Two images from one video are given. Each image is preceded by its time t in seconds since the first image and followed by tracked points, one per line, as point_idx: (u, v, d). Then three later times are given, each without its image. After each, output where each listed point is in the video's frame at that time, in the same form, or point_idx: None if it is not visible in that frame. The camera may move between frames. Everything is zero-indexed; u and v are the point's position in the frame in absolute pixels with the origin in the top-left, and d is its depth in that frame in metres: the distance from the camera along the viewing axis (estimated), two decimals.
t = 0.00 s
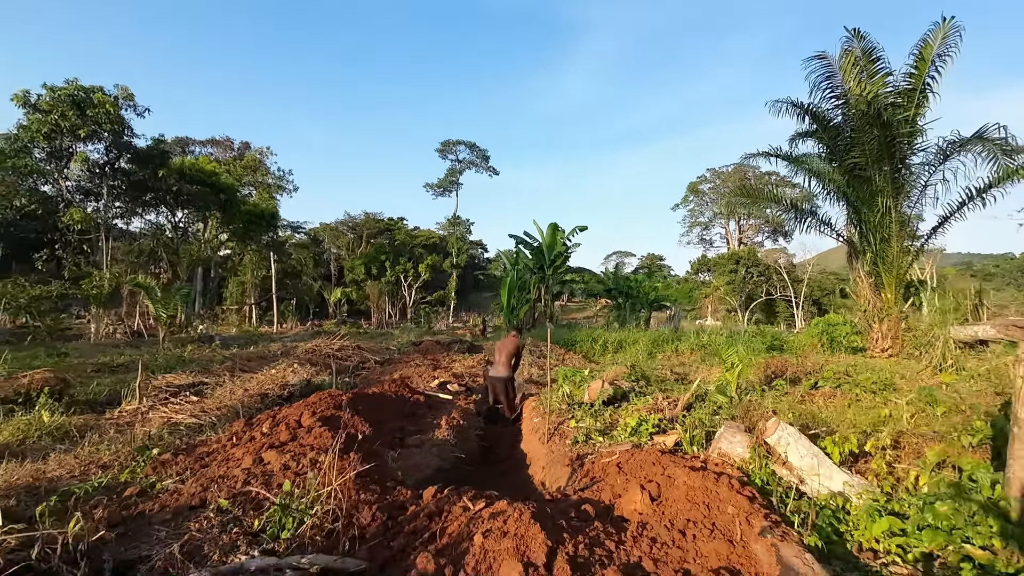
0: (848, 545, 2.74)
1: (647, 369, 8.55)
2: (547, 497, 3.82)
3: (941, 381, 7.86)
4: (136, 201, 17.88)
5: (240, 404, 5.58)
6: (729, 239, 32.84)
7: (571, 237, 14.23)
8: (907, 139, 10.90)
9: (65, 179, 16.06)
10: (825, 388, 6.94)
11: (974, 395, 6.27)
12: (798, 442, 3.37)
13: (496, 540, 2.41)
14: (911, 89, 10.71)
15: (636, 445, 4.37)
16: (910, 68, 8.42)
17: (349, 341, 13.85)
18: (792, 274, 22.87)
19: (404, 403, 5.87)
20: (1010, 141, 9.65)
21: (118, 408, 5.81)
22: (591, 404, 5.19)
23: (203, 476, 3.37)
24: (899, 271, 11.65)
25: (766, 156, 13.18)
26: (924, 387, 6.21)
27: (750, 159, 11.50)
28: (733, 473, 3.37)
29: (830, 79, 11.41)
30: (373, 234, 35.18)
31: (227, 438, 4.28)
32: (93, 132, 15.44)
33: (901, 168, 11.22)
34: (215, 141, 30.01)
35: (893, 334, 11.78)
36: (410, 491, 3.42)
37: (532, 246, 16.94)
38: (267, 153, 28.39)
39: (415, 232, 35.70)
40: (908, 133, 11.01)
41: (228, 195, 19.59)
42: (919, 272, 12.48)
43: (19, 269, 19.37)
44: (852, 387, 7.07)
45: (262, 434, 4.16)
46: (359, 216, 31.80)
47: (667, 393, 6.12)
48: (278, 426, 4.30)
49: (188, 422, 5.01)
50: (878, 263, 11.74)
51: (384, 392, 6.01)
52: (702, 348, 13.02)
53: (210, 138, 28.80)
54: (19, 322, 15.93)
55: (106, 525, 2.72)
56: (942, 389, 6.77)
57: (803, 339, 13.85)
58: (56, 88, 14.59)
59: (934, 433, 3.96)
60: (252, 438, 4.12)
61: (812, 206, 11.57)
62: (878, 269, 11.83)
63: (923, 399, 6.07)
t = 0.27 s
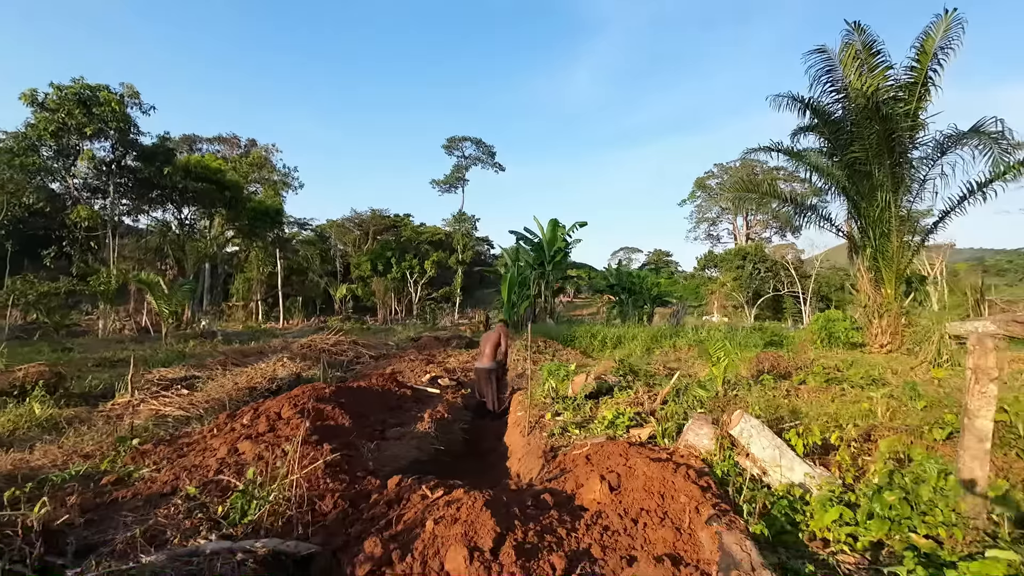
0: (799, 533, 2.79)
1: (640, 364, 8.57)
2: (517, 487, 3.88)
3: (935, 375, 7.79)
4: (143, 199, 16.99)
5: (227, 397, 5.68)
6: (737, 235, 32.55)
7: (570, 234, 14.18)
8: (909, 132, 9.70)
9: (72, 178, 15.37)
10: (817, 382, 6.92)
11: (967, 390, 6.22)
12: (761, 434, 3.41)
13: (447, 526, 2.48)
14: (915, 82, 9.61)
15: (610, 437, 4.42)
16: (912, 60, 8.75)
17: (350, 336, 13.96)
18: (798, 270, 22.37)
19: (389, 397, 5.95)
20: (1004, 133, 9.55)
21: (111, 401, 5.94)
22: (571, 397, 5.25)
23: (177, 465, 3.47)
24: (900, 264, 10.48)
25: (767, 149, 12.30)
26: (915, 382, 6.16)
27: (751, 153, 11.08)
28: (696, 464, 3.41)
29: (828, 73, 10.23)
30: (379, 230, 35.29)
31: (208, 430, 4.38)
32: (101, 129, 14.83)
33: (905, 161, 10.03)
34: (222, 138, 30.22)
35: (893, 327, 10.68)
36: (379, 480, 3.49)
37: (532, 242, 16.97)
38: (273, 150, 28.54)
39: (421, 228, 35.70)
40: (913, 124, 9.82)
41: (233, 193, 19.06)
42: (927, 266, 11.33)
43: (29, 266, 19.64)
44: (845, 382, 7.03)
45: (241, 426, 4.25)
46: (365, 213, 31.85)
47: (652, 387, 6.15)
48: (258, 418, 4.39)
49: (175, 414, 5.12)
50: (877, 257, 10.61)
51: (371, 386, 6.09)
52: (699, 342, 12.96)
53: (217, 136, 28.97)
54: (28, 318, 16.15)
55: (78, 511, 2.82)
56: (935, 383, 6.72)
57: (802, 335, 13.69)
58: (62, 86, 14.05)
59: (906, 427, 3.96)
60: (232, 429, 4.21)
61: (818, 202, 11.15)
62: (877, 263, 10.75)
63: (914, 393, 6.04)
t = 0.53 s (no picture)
0: (769, 536, 2.78)
1: (635, 362, 8.54)
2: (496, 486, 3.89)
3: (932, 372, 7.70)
4: (146, 197, 17.00)
5: (217, 396, 5.72)
6: (742, 232, 32.32)
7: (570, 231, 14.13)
8: (911, 128, 9.35)
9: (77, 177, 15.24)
10: (812, 381, 6.88)
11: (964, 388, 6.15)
12: (738, 437, 3.40)
13: (413, 528, 2.49)
14: (917, 77, 9.32)
15: (594, 436, 4.42)
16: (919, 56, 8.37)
17: (349, 334, 14.01)
18: (803, 267, 22.19)
19: (378, 395, 5.97)
20: (1006, 130, 9.42)
21: (103, 399, 5.99)
22: (559, 396, 5.26)
23: (157, 465, 3.50)
24: (902, 262, 10.12)
25: (767, 144, 12.11)
26: (909, 381, 6.10)
27: (754, 150, 10.84)
28: (673, 466, 3.40)
29: (827, 67, 9.92)
30: (383, 228, 35.31)
31: (193, 429, 4.40)
32: (104, 128, 14.73)
33: (908, 158, 9.63)
34: (226, 136, 30.31)
35: (893, 326, 10.25)
36: (356, 479, 3.52)
37: (532, 240, 16.95)
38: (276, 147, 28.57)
39: (425, 225, 35.66)
40: (916, 121, 9.44)
41: (236, 190, 18.95)
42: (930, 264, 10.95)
43: (35, 264, 19.82)
44: (841, 381, 6.97)
45: (225, 425, 4.28)
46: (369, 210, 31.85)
47: (641, 386, 6.13)
48: (243, 417, 4.41)
49: (165, 413, 5.17)
50: (879, 255, 10.25)
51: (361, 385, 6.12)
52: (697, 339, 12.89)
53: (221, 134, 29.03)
54: (34, 316, 16.26)
55: (54, 511, 2.85)
56: (932, 382, 6.65)
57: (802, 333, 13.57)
58: (66, 86, 14.08)
59: (890, 428, 3.92)
60: (216, 428, 4.24)
61: (823, 198, 11.05)
62: (878, 261, 10.37)
63: (909, 392, 5.99)
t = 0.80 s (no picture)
0: (754, 531, 2.72)
1: (633, 357, 8.48)
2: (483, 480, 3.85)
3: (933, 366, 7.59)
4: (149, 192, 16.96)
5: (210, 390, 5.71)
6: (746, 228, 32.12)
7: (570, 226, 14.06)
8: (916, 121, 9.20)
9: (79, 172, 15.17)
10: (811, 376, 6.80)
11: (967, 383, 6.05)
12: (727, 431, 3.34)
13: (389, 520, 2.46)
14: (922, 69, 9.18)
15: (584, 430, 4.37)
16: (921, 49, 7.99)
17: (349, 329, 14.00)
18: (808, 263, 22.00)
19: (371, 389, 5.95)
20: (1011, 122, 9.29)
21: (98, 393, 5.98)
22: (552, 390, 5.22)
23: (141, 457, 3.48)
24: (905, 256, 9.97)
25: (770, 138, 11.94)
26: (909, 375, 6.02)
27: (757, 144, 10.67)
28: (660, 460, 3.35)
29: (831, 60, 9.78)
30: (385, 224, 35.28)
31: (182, 421, 4.39)
32: (106, 125, 14.67)
33: (912, 151, 9.48)
34: (229, 132, 30.32)
35: (896, 321, 10.07)
36: (340, 471, 3.49)
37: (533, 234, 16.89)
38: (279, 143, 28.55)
39: (428, 221, 35.59)
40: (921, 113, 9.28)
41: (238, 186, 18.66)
42: (934, 259, 10.80)
43: (39, 259, 19.90)
44: (840, 376, 6.89)
45: (212, 417, 4.26)
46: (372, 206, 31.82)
47: (636, 380, 6.08)
48: (231, 410, 4.39)
49: (156, 405, 5.16)
50: (881, 249, 10.10)
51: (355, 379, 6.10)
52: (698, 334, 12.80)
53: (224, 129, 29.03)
54: (38, 311, 16.34)
55: (33, 502, 2.84)
56: (934, 377, 6.55)
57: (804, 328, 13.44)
58: (68, 82, 13.93)
59: (884, 422, 3.85)
60: (204, 421, 4.22)
61: (829, 194, 10.86)
62: (881, 256, 10.22)
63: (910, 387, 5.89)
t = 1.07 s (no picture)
0: (748, 535, 2.68)
1: (631, 356, 8.43)
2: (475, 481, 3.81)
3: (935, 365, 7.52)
4: (149, 190, 16.92)
5: (203, 390, 5.68)
6: (749, 225, 31.98)
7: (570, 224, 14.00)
8: (918, 118, 9.11)
9: (80, 170, 15.10)
10: (810, 375, 6.75)
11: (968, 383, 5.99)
12: (722, 433, 3.29)
13: (374, 525, 2.43)
14: (925, 65, 9.08)
15: (578, 431, 4.33)
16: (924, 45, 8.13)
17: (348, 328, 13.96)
18: (810, 260, 21.91)
19: (366, 388, 5.91)
20: (1014, 119, 9.19)
21: (92, 392, 5.95)
22: (547, 390, 5.18)
23: (129, 458, 3.45)
24: (908, 254, 9.88)
25: (772, 135, 11.83)
26: (909, 374, 5.95)
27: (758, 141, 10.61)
28: (654, 462, 3.30)
29: (832, 56, 9.70)
30: (386, 221, 35.24)
31: (174, 422, 4.35)
32: (106, 122, 14.63)
33: (914, 148, 9.39)
34: (230, 130, 30.28)
35: (898, 320, 9.98)
36: (330, 473, 3.45)
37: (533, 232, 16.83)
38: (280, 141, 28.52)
39: (429, 219, 35.50)
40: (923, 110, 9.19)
41: (238, 184, 18.64)
42: (936, 257, 10.71)
43: (40, 257, 19.89)
44: (840, 376, 6.82)
45: (203, 417, 4.22)
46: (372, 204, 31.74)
47: (633, 379, 6.03)
48: (222, 410, 4.36)
49: (149, 405, 5.12)
50: (883, 248, 10.01)
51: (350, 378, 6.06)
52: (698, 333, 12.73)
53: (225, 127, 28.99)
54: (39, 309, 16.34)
55: (17, 505, 2.81)
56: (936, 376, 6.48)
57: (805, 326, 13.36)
58: (67, 80, 13.89)
59: (882, 424, 3.80)
60: (195, 421, 4.19)
61: (832, 192, 10.76)
62: (883, 253, 10.13)
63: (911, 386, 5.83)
